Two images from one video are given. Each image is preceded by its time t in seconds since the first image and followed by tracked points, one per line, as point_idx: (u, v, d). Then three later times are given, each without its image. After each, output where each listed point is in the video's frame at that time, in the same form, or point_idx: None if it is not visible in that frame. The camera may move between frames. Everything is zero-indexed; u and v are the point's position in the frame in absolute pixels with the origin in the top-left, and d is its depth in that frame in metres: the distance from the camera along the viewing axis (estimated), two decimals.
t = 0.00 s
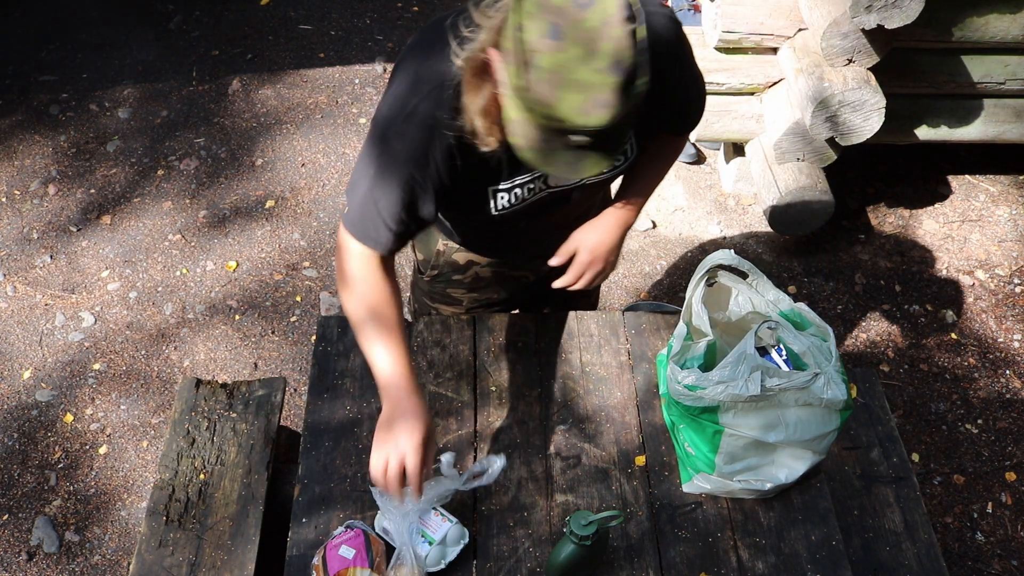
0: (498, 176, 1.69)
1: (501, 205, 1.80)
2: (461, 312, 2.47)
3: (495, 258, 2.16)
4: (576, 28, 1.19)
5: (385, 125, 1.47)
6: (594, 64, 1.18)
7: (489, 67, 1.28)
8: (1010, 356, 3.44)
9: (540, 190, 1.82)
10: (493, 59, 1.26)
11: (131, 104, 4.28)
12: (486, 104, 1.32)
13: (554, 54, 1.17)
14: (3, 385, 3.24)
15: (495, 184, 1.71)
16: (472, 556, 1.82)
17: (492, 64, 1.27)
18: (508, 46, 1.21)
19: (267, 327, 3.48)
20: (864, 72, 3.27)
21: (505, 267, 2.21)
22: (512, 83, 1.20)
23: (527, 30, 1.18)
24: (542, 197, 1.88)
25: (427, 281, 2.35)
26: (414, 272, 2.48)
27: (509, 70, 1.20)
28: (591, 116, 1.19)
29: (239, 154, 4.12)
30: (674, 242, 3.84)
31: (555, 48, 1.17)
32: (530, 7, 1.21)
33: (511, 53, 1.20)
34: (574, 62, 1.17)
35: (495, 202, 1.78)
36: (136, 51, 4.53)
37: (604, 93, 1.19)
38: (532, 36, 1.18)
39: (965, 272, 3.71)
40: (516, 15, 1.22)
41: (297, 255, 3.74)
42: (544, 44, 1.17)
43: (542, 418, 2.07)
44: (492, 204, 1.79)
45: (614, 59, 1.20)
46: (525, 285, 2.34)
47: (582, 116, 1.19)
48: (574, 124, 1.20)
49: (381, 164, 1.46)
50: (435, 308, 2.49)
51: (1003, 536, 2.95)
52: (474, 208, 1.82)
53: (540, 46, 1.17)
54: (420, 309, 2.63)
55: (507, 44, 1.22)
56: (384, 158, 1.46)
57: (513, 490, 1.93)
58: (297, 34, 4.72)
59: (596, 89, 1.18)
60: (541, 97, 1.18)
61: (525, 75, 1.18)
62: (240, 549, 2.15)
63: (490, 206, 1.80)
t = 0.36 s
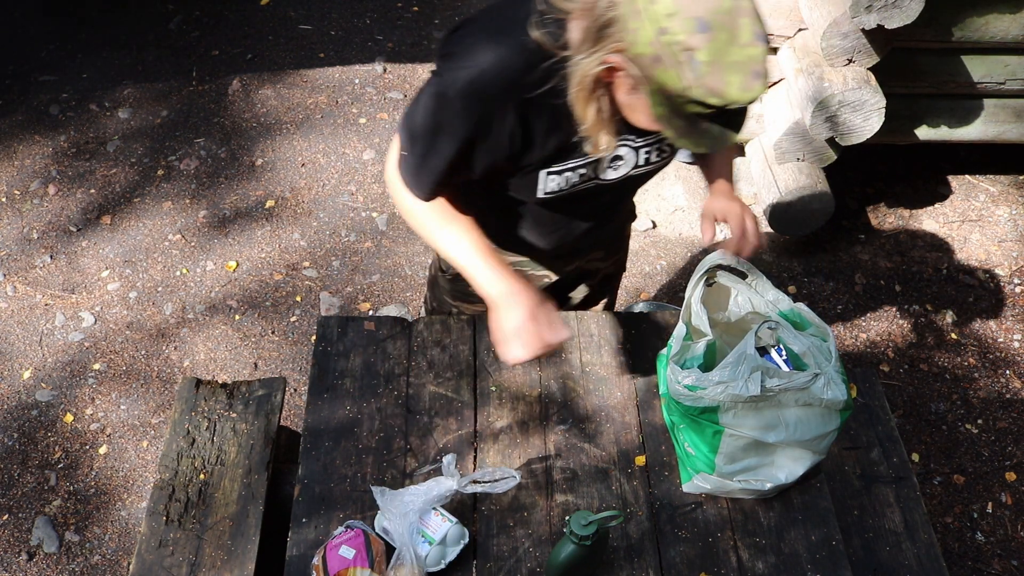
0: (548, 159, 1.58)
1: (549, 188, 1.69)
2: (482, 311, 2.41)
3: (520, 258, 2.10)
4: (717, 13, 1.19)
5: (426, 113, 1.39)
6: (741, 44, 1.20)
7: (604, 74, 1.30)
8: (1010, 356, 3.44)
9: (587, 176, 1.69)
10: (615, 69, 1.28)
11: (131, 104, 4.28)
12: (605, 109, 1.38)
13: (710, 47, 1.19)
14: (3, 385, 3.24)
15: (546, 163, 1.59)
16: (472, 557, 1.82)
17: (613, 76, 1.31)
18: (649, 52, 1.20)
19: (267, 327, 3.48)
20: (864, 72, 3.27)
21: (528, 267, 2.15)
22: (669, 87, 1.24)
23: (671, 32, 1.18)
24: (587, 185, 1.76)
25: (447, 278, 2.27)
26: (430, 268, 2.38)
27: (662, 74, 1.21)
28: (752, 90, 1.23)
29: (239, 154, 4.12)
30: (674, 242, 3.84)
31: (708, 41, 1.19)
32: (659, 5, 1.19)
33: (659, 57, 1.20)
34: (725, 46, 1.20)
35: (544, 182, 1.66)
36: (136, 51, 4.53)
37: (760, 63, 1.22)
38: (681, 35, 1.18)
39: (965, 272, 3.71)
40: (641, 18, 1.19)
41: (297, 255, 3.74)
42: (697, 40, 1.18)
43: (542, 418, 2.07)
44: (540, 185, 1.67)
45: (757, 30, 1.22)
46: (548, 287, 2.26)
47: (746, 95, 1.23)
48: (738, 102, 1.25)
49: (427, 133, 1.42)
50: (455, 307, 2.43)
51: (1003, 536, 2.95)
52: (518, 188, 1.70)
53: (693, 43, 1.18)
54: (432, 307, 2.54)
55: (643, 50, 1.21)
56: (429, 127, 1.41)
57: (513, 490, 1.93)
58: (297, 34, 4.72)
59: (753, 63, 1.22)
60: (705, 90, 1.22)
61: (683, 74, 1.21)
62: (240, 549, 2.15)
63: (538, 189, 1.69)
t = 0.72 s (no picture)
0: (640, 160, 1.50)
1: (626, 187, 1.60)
2: (502, 312, 2.32)
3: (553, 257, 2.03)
4: (834, 28, 1.26)
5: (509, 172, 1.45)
6: (845, 59, 1.27)
7: (703, 70, 1.27)
8: (1010, 356, 3.44)
9: (652, 172, 1.62)
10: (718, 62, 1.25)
11: (131, 104, 4.28)
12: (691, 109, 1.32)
13: (823, 57, 1.25)
14: (3, 385, 3.24)
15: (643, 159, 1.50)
16: (472, 557, 1.82)
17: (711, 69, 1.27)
18: (769, 49, 1.21)
19: (267, 327, 3.48)
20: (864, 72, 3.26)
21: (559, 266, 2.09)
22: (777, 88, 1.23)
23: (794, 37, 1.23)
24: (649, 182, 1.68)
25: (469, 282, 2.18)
26: (449, 271, 2.31)
27: (776, 74, 1.22)
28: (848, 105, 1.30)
29: (239, 154, 4.12)
30: (675, 242, 3.84)
31: (823, 50, 1.25)
32: (782, 12, 1.23)
33: (778, 56, 1.22)
34: (834, 59, 1.26)
35: (624, 181, 1.57)
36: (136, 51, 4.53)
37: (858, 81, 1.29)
38: (801, 42, 1.24)
39: (965, 272, 3.71)
40: (767, 19, 1.21)
41: (297, 255, 3.74)
42: (814, 48, 1.24)
43: (542, 418, 2.07)
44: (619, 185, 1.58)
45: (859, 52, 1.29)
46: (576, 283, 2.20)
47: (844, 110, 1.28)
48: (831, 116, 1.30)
49: (522, 164, 1.39)
50: (476, 306, 2.32)
51: (1003, 536, 2.95)
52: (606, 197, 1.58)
53: (809, 51, 1.24)
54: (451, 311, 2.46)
55: (762, 45, 1.21)
56: (523, 160, 1.39)
57: (513, 490, 1.93)
58: (297, 33, 4.72)
59: (854, 80, 1.28)
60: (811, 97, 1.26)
61: (795, 77, 1.24)
62: (240, 549, 2.15)
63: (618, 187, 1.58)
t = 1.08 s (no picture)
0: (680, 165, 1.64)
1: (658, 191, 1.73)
2: (517, 312, 2.48)
3: (561, 260, 2.19)
4: (876, 46, 1.42)
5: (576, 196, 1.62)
6: (882, 77, 1.45)
7: (743, 75, 1.46)
8: (1010, 356, 3.44)
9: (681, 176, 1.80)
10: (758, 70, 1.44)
11: (131, 104, 4.28)
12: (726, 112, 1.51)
13: (864, 73, 1.41)
14: (3, 385, 3.24)
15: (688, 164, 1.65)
16: (472, 557, 1.82)
17: (751, 74, 1.45)
18: (813, 60, 1.37)
19: (267, 327, 3.48)
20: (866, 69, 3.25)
21: (567, 269, 2.24)
22: (817, 98, 1.40)
23: (839, 52, 1.40)
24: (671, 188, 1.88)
25: (484, 283, 2.36)
26: (462, 273, 2.47)
27: (815, 85, 1.38)
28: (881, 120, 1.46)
29: (239, 155, 4.12)
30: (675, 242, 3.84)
31: (864, 66, 1.41)
32: (829, 25, 1.39)
33: (820, 69, 1.38)
34: (871, 76, 1.43)
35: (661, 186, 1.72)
36: (136, 51, 4.53)
37: (890, 99, 1.46)
38: (844, 55, 1.40)
39: (965, 272, 3.71)
40: (812, 30, 1.37)
41: (297, 255, 3.74)
42: (856, 62, 1.40)
43: (542, 418, 2.07)
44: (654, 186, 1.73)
45: (896, 72, 1.46)
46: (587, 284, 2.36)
47: (877, 124, 1.45)
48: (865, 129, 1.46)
49: (580, 162, 1.53)
50: (490, 307, 2.49)
51: (1003, 536, 2.95)
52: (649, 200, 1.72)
53: (851, 65, 1.40)
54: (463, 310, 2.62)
55: (806, 58, 1.38)
56: (579, 158, 1.54)
57: (513, 491, 1.93)
58: (297, 34, 4.72)
59: (886, 97, 1.45)
60: (849, 110, 1.42)
61: (836, 89, 1.40)
62: (240, 549, 2.15)
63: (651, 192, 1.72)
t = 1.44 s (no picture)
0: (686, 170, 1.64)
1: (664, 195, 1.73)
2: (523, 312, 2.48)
3: (567, 261, 2.19)
4: (880, 56, 1.42)
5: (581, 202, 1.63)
6: (886, 86, 1.44)
7: (747, 80, 1.46)
8: (1010, 356, 3.44)
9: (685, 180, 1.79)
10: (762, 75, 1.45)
11: (131, 104, 4.28)
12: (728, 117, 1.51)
13: (867, 83, 1.41)
14: (3, 385, 3.24)
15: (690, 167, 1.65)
16: (472, 557, 1.82)
17: (754, 79, 1.46)
18: (817, 69, 1.38)
19: (267, 327, 3.48)
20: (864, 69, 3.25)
21: (573, 271, 2.24)
22: (819, 107, 1.40)
23: (843, 61, 1.39)
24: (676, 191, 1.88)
25: (489, 284, 2.36)
26: (466, 274, 2.46)
27: (818, 93, 1.39)
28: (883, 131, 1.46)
29: (239, 154, 4.12)
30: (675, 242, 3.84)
31: (867, 75, 1.41)
32: (834, 34, 1.39)
33: (824, 78, 1.38)
34: (875, 86, 1.43)
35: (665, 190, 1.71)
36: (135, 51, 4.53)
37: (894, 109, 1.46)
38: (848, 64, 1.40)
39: (965, 272, 3.71)
40: (817, 38, 1.37)
41: (297, 255, 3.74)
42: (860, 72, 1.40)
43: (542, 418, 2.07)
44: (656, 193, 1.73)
45: (900, 81, 1.46)
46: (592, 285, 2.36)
47: (879, 133, 1.44)
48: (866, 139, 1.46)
49: (584, 168, 1.54)
50: (496, 308, 2.48)
51: (1003, 536, 2.95)
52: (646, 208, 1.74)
53: (854, 74, 1.40)
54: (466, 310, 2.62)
55: (810, 67, 1.38)
56: (583, 164, 1.55)
57: (513, 491, 1.93)
58: (297, 34, 4.72)
59: (890, 107, 1.45)
60: (852, 120, 1.42)
61: (839, 98, 1.40)
62: (240, 549, 2.15)
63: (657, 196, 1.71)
